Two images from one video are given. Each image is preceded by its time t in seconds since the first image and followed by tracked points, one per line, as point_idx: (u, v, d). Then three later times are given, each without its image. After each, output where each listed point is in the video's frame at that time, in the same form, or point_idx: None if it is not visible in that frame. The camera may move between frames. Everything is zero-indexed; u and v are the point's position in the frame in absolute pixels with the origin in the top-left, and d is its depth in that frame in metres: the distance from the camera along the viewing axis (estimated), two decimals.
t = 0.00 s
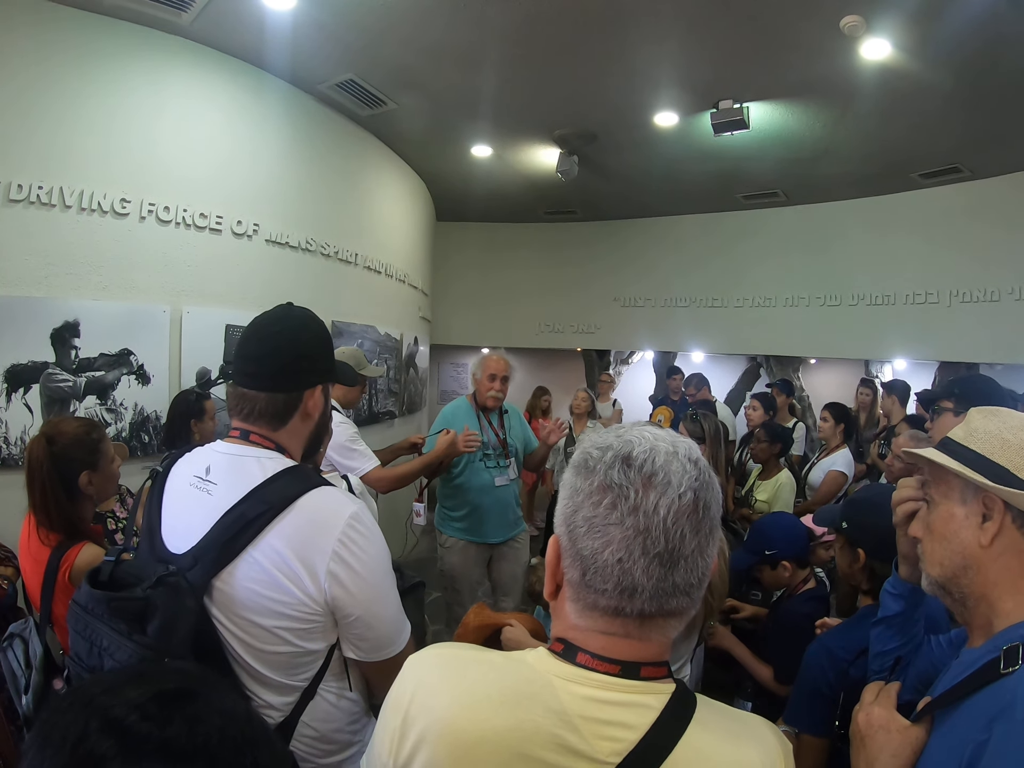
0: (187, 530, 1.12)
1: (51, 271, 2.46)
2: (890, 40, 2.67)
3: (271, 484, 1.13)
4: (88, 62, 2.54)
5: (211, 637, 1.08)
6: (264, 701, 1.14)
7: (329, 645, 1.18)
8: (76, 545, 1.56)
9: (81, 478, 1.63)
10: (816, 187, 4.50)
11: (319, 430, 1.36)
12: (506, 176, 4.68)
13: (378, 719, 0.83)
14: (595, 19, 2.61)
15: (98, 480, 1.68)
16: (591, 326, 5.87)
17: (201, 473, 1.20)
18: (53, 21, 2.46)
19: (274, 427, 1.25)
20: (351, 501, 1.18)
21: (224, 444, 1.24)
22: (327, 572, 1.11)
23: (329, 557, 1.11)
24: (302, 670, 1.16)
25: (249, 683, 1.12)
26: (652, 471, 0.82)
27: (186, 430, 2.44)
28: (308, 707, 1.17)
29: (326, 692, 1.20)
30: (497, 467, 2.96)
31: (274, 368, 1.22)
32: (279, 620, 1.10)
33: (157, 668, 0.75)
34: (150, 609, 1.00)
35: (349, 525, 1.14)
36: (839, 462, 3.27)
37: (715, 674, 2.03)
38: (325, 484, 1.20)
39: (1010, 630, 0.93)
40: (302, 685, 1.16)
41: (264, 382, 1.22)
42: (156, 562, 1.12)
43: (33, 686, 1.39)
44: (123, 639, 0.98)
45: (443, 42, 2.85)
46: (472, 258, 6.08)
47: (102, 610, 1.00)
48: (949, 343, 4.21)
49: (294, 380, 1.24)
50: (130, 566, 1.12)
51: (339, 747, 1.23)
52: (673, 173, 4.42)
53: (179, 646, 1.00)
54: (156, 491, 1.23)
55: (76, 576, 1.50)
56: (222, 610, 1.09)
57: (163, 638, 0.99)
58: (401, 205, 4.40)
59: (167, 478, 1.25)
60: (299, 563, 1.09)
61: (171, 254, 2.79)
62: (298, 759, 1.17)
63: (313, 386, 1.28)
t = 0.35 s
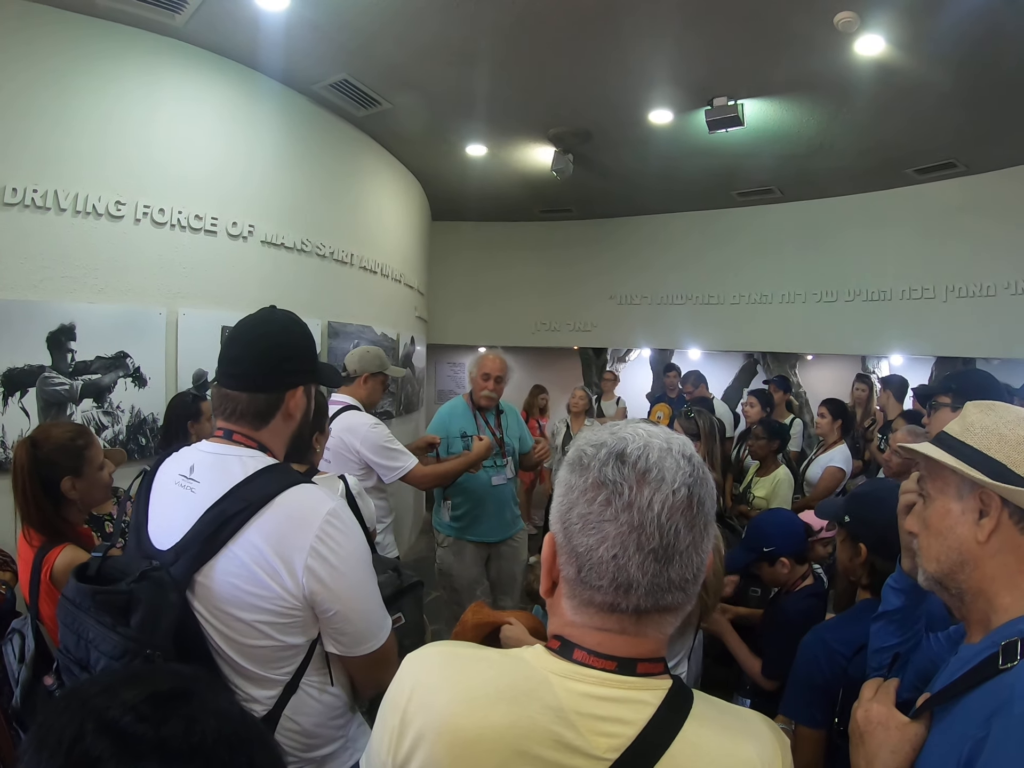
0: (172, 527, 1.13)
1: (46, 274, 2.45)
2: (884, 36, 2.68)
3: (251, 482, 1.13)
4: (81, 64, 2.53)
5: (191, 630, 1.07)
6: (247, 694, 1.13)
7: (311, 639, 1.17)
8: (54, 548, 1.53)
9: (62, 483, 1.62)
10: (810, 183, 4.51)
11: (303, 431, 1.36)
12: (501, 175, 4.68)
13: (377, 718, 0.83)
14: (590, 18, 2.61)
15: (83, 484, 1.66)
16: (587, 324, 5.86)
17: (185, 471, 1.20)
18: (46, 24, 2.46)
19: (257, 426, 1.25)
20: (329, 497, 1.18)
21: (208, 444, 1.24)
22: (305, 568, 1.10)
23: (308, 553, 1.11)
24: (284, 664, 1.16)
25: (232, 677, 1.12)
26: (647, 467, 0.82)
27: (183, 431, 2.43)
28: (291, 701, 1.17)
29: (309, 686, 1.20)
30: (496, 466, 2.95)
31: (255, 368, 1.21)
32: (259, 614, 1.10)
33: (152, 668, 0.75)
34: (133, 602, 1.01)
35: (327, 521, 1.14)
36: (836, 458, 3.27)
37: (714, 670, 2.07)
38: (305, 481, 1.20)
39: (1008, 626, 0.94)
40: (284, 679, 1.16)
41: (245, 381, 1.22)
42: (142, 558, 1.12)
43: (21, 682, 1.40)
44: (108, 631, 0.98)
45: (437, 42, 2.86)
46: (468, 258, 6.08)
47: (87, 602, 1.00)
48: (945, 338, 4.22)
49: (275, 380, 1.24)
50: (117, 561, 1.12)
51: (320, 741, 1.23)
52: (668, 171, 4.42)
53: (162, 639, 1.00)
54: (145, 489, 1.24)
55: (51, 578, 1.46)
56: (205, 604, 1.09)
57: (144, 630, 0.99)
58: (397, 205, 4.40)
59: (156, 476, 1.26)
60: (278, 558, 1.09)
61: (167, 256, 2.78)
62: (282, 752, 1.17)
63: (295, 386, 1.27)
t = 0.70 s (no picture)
0: (159, 527, 1.12)
1: (41, 277, 2.44)
2: (880, 30, 2.67)
3: (235, 483, 1.13)
4: (73, 65, 2.52)
5: (179, 631, 1.07)
6: (236, 693, 1.14)
7: (297, 639, 1.17)
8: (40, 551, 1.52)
9: (53, 485, 1.61)
10: (807, 178, 4.50)
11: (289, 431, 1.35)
12: (498, 173, 4.67)
13: (377, 720, 0.82)
14: (584, 15, 2.61)
15: (73, 488, 1.65)
16: (585, 322, 5.86)
17: (173, 472, 1.20)
18: (39, 25, 2.44)
19: (242, 427, 1.24)
20: (312, 498, 1.17)
21: (196, 445, 1.23)
22: (288, 568, 1.09)
23: (290, 553, 1.09)
24: (271, 664, 1.15)
25: (220, 677, 1.12)
26: (645, 464, 0.82)
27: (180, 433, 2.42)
28: (280, 701, 1.17)
29: (297, 686, 1.19)
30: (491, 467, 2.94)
31: (239, 369, 1.21)
32: (244, 614, 1.09)
33: (144, 675, 0.74)
34: (121, 601, 1.01)
35: (310, 521, 1.13)
36: (836, 453, 3.27)
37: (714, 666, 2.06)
38: (289, 482, 1.19)
39: (1012, 622, 0.93)
40: (272, 679, 1.16)
41: (230, 382, 1.21)
42: (130, 557, 1.12)
43: (11, 676, 1.40)
44: (95, 629, 0.99)
45: (432, 40, 2.85)
46: (465, 256, 6.06)
47: (75, 601, 1.01)
48: (943, 332, 4.22)
49: (259, 381, 1.23)
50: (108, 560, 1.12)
51: (311, 741, 1.22)
52: (665, 167, 4.41)
53: (146, 639, 1.01)
54: (136, 489, 1.24)
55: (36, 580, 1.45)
56: (191, 605, 1.09)
57: (131, 630, 1.00)
58: (393, 204, 4.39)
59: (147, 475, 1.26)
60: (261, 559, 1.08)
61: (162, 258, 2.77)
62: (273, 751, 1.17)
63: (280, 387, 1.27)
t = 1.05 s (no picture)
0: (164, 533, 1.14)
1: (44, 283, 2.45)
2: (879, 34, 2.68)
3: (239, 489, 1.13)
4: (74, 73, 2.53)
5: (183, 636, 1.08)
6: (240, 698, 1.15)
7: (301, 645, 1.18)
8: (40, 558, 1.52)
9: (56, 492, 1.62)
10: (806, 181, 4.52)
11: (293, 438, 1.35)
12: (498, 177, 4.68)
13: (386, 723, 0.83)
14: (584, 19, 2.62)
15: (75, 495, 1.66)
16: (585, 325, 5.87)
17: (178, 479, 1.21)
18: (41, 33, 2.46)
19: (246, 434, 1.24)
20: (315, 505, 1.17)
21: (201, 452, 1.24)
22: (289, 575, 1.10)
23: (292, 561, 1.10)
24: (275, 668, 1.16)
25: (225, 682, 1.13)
26: (648, 471, 0.82)
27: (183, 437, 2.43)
28: (284, 706, 1.17)
29: (300, 691, 1.19)
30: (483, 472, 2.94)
31: (242, 374, 1.22)
32: (247, 620, 1.10)
33: (157, 682, 0.75)
34: (125, 606, 1.01)
35: (312, 528, 1.13)
36: (837, 456, 3.26)
37: (716, 669, 2.06)
38: (293, 488, 1.19)
39: (1012, 624, 0.94)
40: (276, 683, 1.17)
41: (234, 389, 1.22)
42: (136, 563, 1.13)
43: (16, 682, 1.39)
44: (100, 634, 1.00)
45: (432, 46, 2.86)
46: (465, 260, 6.08)
47: (79, 608, 1.02)
48: (944, 334, 4.23)
49: (262, 387, 1.23)
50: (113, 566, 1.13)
51: (316, 745, 1.23)
52: (664, 171, 4.43)
53: (150, 645, 1.01)
54: (142, 495, 1.25)
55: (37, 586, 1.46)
56: (195, 611, 1.10)
57: (135, 634, 1.00)
58: (394, 209, 4.41)
59: (154, 481, 1.27)
60: (263, 565, 1.09)
61: (164, 264, 2.78)
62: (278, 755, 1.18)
63: (284, 393, 1.27)
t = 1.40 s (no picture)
0: (173, 541, 1.14)
1: (47, 289, 2.46)
2: (876, 39, 2.70)
3: (249, 497, 1.14)
4: (80, 83, 2.56)
5: (192, 643, 1.09)
6: (250, 706, 1.15)
7: (311, 653, 1.18)
8: (52, 565, 1.52)
9: (65, 499, 1.63)
10: (805, 186, 4.53)
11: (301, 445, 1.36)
12: (498, 184, 4.70)
13: (388, 727, 0.83)
14: (583, 26, 2.63)
15: (85, 502, 1.66)
16: (586, 331, 5.88)
17: (187, 486, 1.21)
18: (45, 41, 2.48)
19: (255, 442, 1.25)
20: (325, 513, 1.18)
21: (210, 459, 1.25)
22: (301, 584, 1.10)
23: (303, 569, 1.11)
24: (285, 677, 1.17)
25: (234, 690, 1.14)
26: (647, 477, 0.83)
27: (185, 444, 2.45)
28: (294, 714, 1.18)
29: (310, 699, 1.20)
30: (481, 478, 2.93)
31: (252, 383, 1.23)
32: (258, 629, 1.11)
33: (164, 685, 0.76)
34: (135, 615, 1.01)
35: (322, 537, 1.14)
36: (837, 461, 3.26)
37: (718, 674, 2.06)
38: (302, 496, 1.20)
39: (1010, 627, 0.95)
40: (286, 692, 1.17)
41: (244, 397, 1.23)
42: (145, 572, 1.13)
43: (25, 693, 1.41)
44: (110, 643, 1.00)
45: (432, 54, 2.88)
46: (465, 266, 6.09)
47: (90, 616, 1.02)
48: (944, 337, 4.23)
49: (272, 396, 1.24)
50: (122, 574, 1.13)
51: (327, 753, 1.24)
52: (664, 177, 4.44)
53: (159, 653, 1.01)
54: (150, 504, 1.25)
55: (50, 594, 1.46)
56: (206, 620, 1.10)
57: (145, 642, 1.00)
58: (395, 216, 4.43)
59: (161, 490, 1.27)
60: (274, 574, 1.10)
61: (166, 270, 2.80)
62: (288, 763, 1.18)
63: (293, 401, 1.28)
